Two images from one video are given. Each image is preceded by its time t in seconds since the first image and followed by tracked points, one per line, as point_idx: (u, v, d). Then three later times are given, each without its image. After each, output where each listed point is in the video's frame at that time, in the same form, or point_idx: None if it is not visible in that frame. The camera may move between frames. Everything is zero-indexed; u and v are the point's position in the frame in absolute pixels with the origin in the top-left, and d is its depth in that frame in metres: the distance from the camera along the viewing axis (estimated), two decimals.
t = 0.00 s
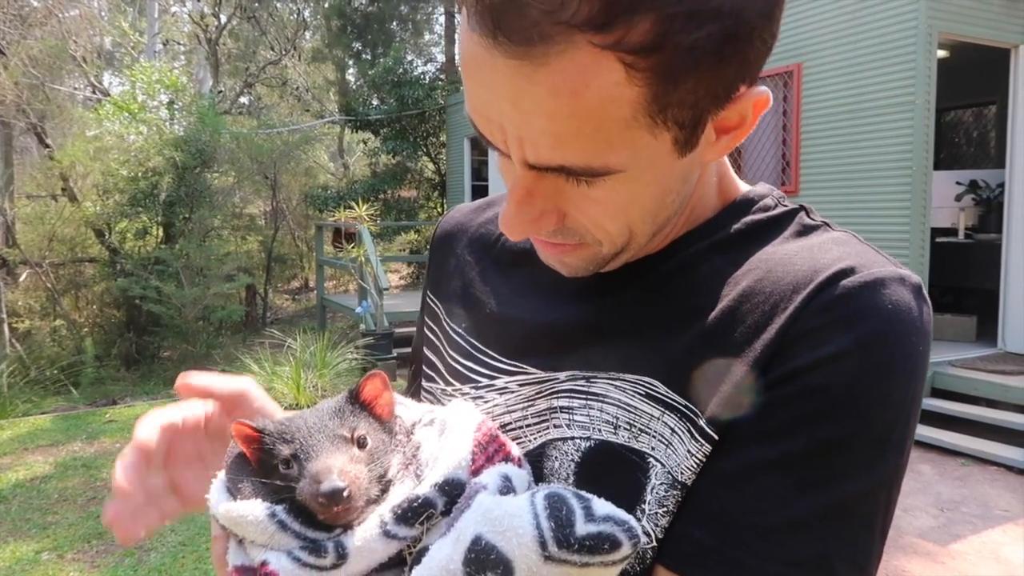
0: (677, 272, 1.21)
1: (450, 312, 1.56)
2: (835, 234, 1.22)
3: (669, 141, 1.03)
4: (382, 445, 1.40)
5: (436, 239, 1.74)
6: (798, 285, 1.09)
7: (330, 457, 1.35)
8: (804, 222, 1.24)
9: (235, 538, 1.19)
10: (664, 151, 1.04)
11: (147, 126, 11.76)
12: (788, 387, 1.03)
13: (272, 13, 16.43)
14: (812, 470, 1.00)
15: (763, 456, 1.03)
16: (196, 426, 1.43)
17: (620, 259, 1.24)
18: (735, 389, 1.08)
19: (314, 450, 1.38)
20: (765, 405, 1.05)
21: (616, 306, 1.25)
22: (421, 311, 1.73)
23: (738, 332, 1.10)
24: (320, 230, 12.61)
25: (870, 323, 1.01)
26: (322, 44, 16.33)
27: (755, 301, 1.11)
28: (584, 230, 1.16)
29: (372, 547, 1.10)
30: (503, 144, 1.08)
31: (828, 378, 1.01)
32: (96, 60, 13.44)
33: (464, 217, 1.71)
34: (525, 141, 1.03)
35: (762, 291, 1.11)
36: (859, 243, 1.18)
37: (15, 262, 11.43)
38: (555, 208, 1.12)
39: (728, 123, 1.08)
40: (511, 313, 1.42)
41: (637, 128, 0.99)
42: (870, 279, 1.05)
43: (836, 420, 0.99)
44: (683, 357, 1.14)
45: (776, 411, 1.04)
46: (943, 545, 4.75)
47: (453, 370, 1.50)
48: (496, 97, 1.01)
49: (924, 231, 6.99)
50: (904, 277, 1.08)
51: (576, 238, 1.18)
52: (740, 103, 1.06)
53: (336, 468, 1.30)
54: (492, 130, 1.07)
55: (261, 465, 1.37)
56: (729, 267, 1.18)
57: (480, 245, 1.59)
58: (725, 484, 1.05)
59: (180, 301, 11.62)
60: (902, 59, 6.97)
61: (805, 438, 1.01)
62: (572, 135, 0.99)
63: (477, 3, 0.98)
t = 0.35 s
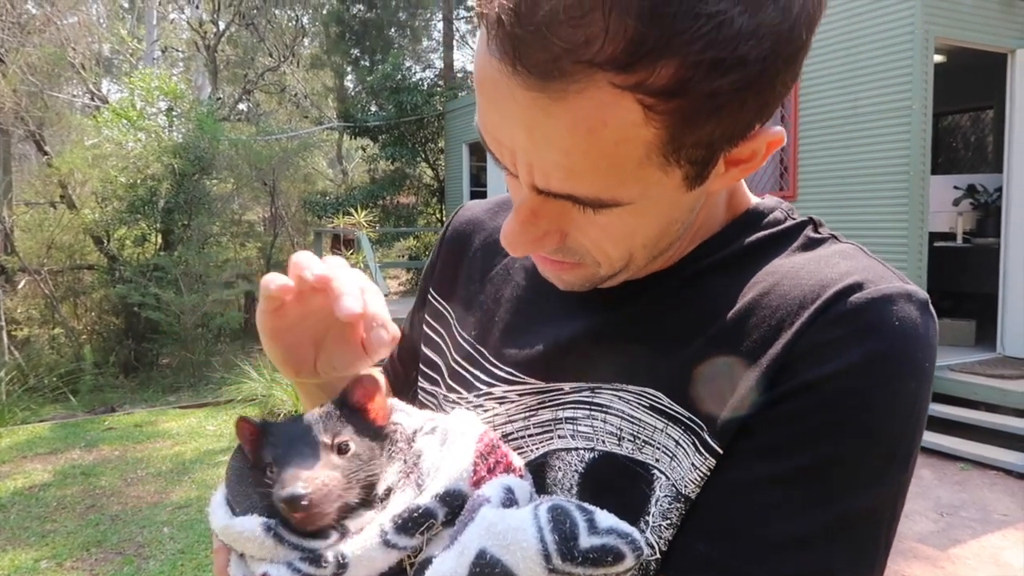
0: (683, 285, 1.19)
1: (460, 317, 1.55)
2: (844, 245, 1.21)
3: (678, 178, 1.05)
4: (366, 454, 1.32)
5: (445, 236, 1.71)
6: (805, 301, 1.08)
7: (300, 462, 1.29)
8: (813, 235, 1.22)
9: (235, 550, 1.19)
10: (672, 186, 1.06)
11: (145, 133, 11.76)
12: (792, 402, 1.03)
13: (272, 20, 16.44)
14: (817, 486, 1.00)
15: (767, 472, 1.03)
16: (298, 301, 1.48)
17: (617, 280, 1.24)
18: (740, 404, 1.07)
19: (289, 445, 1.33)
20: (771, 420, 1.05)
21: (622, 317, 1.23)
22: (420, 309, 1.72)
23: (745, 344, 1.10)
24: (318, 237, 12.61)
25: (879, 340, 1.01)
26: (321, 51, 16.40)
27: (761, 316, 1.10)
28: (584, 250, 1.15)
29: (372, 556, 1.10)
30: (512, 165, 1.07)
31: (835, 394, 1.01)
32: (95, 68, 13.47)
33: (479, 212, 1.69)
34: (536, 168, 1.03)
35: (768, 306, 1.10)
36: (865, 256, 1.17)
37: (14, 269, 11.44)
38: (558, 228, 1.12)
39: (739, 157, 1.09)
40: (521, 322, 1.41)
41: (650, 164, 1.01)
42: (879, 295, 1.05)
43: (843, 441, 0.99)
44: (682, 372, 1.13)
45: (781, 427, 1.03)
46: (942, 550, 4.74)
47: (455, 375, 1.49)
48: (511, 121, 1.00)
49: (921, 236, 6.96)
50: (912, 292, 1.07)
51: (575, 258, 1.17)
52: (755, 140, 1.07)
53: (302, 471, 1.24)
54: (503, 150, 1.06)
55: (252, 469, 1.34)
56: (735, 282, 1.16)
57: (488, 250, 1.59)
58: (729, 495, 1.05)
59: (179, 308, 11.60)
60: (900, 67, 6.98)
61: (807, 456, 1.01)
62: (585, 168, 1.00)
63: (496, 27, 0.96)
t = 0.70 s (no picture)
0: (687, 300, 1.20)
1: (462, 327, 1.56)
2: (850, 261, 1.21)
3: (681, 187, 1.05)
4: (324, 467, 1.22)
5: (447, 246, 1.73)
6: (812, 319, 1.08)
7: (254, 473, 1.22)
8: (818, 251, 1.23)
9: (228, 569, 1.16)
10: (674, 197, 1.06)
11: (148, 140, 11.72)
12: (797, 420, 1.03)
13: (274, 27, 16.53)
14: (822, 504, 1.01)
15: (771, 490, 1.03)
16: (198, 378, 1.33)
17: (619, 290, 1.24)
18: (744, 421, 1.06)
19: (247, 457, 1.26)
20: (776, 438, 1.05)
21: (627, 331, 1.24)
22: (423, 316, 1.73)
23: (752, 361, 1.10)
24: (320, 243, 12.60)
25: (886, 360, 1.02)
26: (323, 57, 16.49)
27: (768, 332, 1.10)
28: (586, 261, 1.16)
29: (371, 570, 1.06)
30: (514, 174, 1.08)
31: (841, 410, 1.01)
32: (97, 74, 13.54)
33: (477, 221, 1.70)
34: (538, 177, 1.03)
35: (775, 323, 1.10)
36: (871, 273, 1.18)
37: (16, 275, 11.47)
38: (560, 239, 1.12)
39: (743, 169, 1.10)
40: (526, 333, 1.42)
41: (653, 174, 1.01)
42: (886, 315, 1.05)
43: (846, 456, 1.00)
44: (683, 385, 1.14)
45: (786, 445, 1.04)
46: (942, 557, 4.74)
47: (458, 384, 1.50)
48: (514, 129, 1.01)
49: (920, 243, 6.98)
50: (919, 311, 1.08)
51: (576, 268, 1.18)
52: (759, 151, 1.08)
53: (247, 488, 1.17)
54: (506, 157, 1.06)
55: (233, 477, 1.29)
56: (739, 298, 1.16)
57: (491, 258, 1.60)
58: (734, 513, 1.04)
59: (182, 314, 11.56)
60: (899, 75, 7.01)
61: (812, 474, 1.01)
62: (588, 178, 1.00)
63: (501, 33, 0.97)
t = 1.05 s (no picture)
0: (673, 309, 1.20)
1: (458, 337, 1.57)
2: (841, 269, 1.20)
3: (666, 175, 1.03)
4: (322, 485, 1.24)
5: (446, 260, 1.75)
6: (798, 327, 1.07)
7: (251, 483, 1.25)
8: (809, 259, 1.22)
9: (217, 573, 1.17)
10: (661, 185, 1.03)
11: (146, 147, 11.74)
12: (783, 429, 1.02)
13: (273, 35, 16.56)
14: (809, 516, 0.98)
15: (756, 500, 1.01)
16: None
17: (610, 294, 1.20)
18: (729, 430, 1.05)
19: (246, 469, 1.29)
20: (762, 447, 1.03)
21: (617, 339, 1.24)
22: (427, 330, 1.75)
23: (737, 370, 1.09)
24: (319, 251, 12.61)
25: (874, 367, 1.00)
26: (323, 65, 16.55)
27: (755, 340, 1.09)
28: (576, 264, 1.12)
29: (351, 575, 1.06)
30: (495, 169, 1.06)
31: (827, 418, 0.99)
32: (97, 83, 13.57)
33: (474, 236, 1.73)
34: (520, 167, 1.01)
35: (760, 332, 1.10)
36: (862, 282, 1.16)
37: (15, 283, 11.45)
38: (547, 239, 1.09)
39: (728, 161, 1.10)
40: (518, 342, 1.42)
41: (636, 157, 0.99)
42: (873, 323, 1.03)
43: (834, 463, 0.98)
44: (672, 394, 1.13)
45: (772, 454, 1.02)
46: (942, 564, 4.73)
47: (453, 394, 1.51)
48: (493, 117, 1.00)
49: (920, 249, 6.99)
50: (907, 320, 1.06)
51: (565, 270, 1.14)
52: (742, 139, 1.08)
53: (245, 499, 1.19)
54: (486, 152, 1.05)
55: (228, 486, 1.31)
56: (726, 307, 1.16)
57: (488, 267, 1.61)
58: (718, 525, 1.03)
59: (180, 322, 11.53)
60: (895, 79, 7.05)
61: (797, 485, 0.99)
62: (571, 165, 0.98)
63: (477, 20, 0.99)
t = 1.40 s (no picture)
0: (675, 308, 1.19)
1: (460, 341, 1.57)
2: (841, 266, 1.20)
3: (667, 169, 1.02)
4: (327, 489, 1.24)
5: (447, 266, 1.76)
6: (798, 323, 1.07)
7: (257, 481, 1.26)
8: (810, 256, 1.21)
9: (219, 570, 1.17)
10: (664, 181, 1.03)
11: (145, 150, 11.78)
12: (783, 425, 1.01)
13: (272, 38, 16.58)
14: (811, 510, 0.98)
15: (757, 497, 1.00)
16: None
17: (618, 293, 1.20)
18: (728, 429, 1.05)
19: (253, 469, 1.29)
20: (762, 444, 1.02)
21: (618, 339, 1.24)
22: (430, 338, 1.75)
23: (738, 367, 1.09)
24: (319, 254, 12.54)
25: (876, 361, 0.99)
26: (321, 69, 16.60)
27: (756, 337, 1.09)
28: (583, 263, 1.12)
29: (359, 570, 1.06)
30: (498, 172, 1.06)
31: (828, 413, 0.98)
32: (95, 85, 13.58)
33: (473, 243, 1.73)
34: (522, 169, 1.01)
35: (762, 329, 1.09)
36: (863, 278, 1.16)
37: (14, 286, 11.43)
38: (553, 239, 1.09)
39: (726, 154, 1.09)
40: (521, 343, 1.42)
41: (637, 153, 0.98)
42: (873, 317, 1.03)
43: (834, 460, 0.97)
44: (674, 394, 1.13)
45: (772, 450, 1.01)
46: (941, 568, 4.72)
47: (456, 398, 1.51)
48: (492, 122, 1.00)
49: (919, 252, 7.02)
50: (907, 314, 1.05)
51: (573, 270, 1.14)
52: (738, 131, 1.07)
53: (251, 497, 1.20)
54: (488, 157, 1.05)
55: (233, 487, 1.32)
56: (726, 305, 1.16)
57: (490, 270, 1.62)
58: (719, 521, 1.02)
59: (179, 324, 11.51)
60: (891, 83, 7.07)
61: (797, 480, 0.99)
62: (572, 163, 0.98)
63: (472, 26, 1.00)
